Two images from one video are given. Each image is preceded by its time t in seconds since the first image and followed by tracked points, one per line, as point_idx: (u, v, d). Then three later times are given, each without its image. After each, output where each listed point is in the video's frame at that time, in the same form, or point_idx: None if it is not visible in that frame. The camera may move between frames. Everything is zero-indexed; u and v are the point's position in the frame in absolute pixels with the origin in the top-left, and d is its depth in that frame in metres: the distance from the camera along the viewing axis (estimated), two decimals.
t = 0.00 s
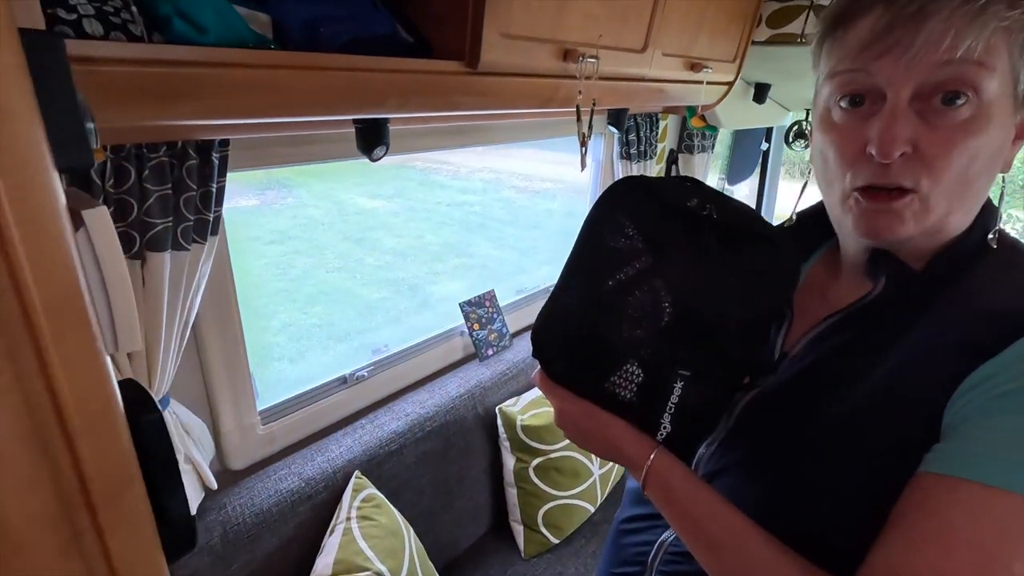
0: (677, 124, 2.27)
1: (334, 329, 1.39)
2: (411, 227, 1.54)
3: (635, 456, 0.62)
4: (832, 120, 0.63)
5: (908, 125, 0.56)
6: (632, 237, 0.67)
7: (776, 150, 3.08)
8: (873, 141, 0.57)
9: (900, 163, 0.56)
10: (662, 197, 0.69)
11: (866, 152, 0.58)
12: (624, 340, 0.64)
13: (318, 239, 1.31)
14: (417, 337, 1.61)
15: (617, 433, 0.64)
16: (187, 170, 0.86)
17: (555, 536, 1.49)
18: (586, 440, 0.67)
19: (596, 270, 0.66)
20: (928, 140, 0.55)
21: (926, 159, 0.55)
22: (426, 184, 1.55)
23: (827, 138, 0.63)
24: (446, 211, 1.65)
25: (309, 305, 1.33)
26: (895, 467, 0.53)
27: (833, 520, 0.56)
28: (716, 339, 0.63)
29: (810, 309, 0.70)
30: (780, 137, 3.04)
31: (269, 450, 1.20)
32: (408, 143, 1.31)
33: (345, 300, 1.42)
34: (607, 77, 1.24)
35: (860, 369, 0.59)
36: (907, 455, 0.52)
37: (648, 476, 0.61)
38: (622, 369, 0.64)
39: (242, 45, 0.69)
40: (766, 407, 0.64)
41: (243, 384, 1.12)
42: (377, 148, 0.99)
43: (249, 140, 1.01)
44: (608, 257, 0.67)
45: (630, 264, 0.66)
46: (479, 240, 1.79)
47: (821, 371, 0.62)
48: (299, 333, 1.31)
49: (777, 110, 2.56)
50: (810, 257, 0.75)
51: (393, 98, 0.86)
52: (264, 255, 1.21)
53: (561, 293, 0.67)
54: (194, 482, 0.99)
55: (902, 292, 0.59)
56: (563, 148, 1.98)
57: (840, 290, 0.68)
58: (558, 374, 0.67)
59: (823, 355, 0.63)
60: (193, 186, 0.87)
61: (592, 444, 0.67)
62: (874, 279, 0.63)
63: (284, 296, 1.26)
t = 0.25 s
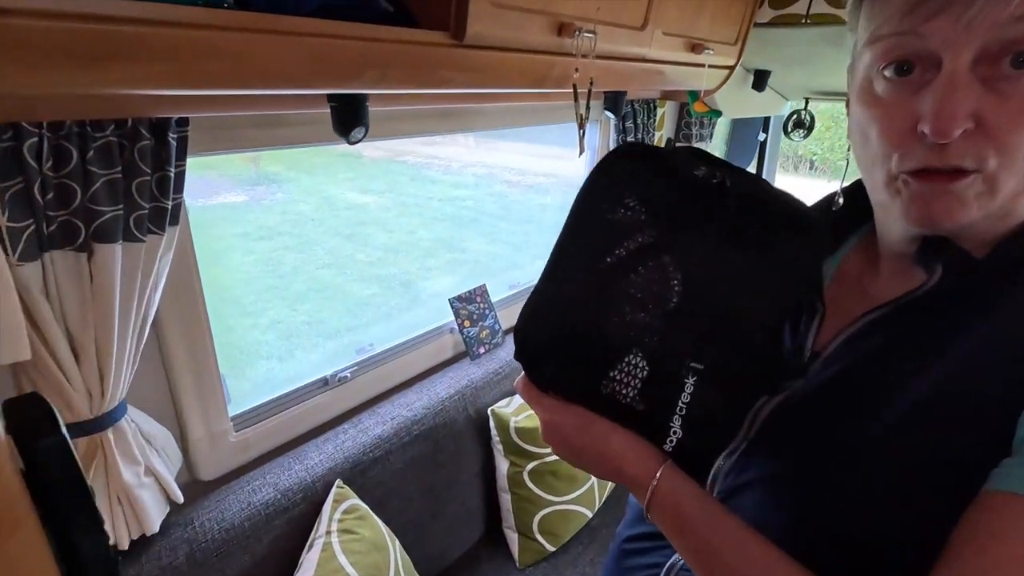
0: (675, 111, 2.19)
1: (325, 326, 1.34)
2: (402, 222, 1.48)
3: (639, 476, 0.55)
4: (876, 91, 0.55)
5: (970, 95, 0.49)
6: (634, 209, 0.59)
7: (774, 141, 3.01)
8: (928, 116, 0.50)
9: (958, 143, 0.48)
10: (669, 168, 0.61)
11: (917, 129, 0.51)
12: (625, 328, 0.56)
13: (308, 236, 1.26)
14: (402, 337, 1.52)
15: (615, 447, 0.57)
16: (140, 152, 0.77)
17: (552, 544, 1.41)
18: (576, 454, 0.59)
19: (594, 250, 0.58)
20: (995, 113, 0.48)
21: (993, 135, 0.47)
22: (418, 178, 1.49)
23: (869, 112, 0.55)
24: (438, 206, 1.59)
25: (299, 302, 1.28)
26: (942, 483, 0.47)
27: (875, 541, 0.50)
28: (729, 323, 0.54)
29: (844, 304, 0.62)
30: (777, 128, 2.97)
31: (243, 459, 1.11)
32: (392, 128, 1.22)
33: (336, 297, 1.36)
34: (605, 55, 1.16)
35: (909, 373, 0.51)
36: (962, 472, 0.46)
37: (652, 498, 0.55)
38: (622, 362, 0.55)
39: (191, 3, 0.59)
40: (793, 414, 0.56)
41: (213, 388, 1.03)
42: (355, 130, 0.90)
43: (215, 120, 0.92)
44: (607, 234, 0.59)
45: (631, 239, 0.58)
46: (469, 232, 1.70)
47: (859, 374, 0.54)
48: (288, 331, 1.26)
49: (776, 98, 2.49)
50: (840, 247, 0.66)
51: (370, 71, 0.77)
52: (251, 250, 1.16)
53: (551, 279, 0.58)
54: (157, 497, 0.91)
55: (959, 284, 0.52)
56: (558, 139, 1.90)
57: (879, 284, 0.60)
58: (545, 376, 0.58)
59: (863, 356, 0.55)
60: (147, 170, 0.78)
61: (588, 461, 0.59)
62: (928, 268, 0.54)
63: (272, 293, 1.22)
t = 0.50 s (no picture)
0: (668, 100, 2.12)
1: (314, 325, 1.28)
2: (392, 219, 1.43)
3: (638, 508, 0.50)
4: (911, 46, 0.47)
5: None
6: (615, 190, 0.49)
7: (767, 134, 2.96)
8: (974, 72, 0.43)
9: (1012, 101, 0.41)
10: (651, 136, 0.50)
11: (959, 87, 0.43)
12: (616, 336, 0.48)
13: (296, 233, 1.21)
14: (388, 337, 1.44)
15: (610, 470, 0.51)
16: (80, 135, 0.69)
17: (544, 553, 1.35)
18: (568, 477, 0.53)
19: (569, 244, 0.48)
20: None
21: None
22: (409, 176, 1.44)
23: (900, 71, 0.48)
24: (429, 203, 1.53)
25: (286, 300, 1.22)
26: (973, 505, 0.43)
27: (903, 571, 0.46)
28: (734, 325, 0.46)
29: (870, 301, 0.56)
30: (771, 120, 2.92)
31: (212, 472, 1.03)
32: (370, 114, 1.15)
33: (326, 296, 1.31)
34: (596, 36, 1.09)
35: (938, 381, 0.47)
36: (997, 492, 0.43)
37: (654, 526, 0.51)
38: (613, 376, 0.48)
39: None
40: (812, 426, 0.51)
41: (175, 395, 0.95)
42: (325, 113, 0.83)
43: (169, 101, 0.84)
44: (585, 223, 0.48)
45: (616, 228, 0.48)
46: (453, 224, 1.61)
47: (890, 381, 0.49)
48: (275, 330, 1.20)
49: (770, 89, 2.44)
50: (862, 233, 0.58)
51: (337, 45, 0.69)
52: (237, 248, 1.11)
53: (523, 283, 0.48)
54: (112, 515, 0.83)
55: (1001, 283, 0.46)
56: (549, 134, 1.83)
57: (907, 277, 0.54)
58: (528, 395, 0.50)
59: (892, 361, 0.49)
60: (88, 156, 0.70)
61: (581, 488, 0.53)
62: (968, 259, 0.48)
63: (259, 291, 1.16)
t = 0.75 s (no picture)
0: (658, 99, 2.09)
1: (304, 328, 1.24)
2: (382, 220, 1.38)
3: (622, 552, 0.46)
4: (923, 33, 0.43)
5: None
6: (601, 196, 0.44)
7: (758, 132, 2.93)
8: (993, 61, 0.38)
9: None
10: (644, 132, 0.44)
11: (977, 77, 0.39)
12: (600, 359, 0.44)
13: (284, 234, 1.17)
14: (376, 342, 1.39)
15: (591, 508, 0.47)
16: (25, 136, 0.63)
17: (535, 567, 1.30)
18: (545, 515, 0.49)
19: (550, 258, 0.44)
20: None
21: None
22: (397, 174, 1.39)
23: (910, 62, 0.43)
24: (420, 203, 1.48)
25: (274, 301, 1.18)
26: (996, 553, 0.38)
27: None
28: (729, 349, 0.42)
29: (874, 314, 0.50)
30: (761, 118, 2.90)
31: (183, 490, 0.98)
32: (348, 113, 1.10)
33: (316, 299, 1.26)
34: (585, 31, 1.05)
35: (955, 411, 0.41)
36: None
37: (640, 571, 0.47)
38: (596, 405, 0.44)
39: None
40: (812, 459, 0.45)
41: (141, 411, 0.90)
42: (297, 111, 0.77)
43: (128, 99, 0.79)
44: (567, 234, 0.44)
45: (601, 238, 0.44)
46: (442, 223, 1.56)
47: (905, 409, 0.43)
48: (263, 332, 1.17)
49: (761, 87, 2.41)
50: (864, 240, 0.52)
51: (304, 38, 0.64)
52: (225, 250, 1.07)
53: (499, 301, 0.44)
54: (71, 542, 0.77)
55: None
56: (538, 133, 1.78)
57: (913, 288, 0.48)
58: (504, 423, 0.46)
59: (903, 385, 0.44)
60: (36, 158, 0.65)
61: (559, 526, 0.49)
62: (987, 270, 0.42)
63: (246, 293, 1.12)
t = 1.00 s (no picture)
0: (644, 103, 2.09)
1: (292, 332, 1.23)
2: (371, 224, 1.37)
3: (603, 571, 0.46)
4: (894, 44, 0.42)
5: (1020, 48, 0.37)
6: (575, 209, 0.43)
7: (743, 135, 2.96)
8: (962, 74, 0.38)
9: (1006, 108, 0.36)
10: (621, 144, 0.42)
11: (946, 90, 0.38)
12: (577, 377, 0.43)
13: (271, 239, 1.16)
14: (365, 348, 1.37)
15: (567, 526, 0.46)
16: None
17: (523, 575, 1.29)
18: (522, 535, 0.48)
19: (523, 274, 0.42)
20: None
21: None
22: (385, 178, 1.38)
23: (881, 73, 0.42)
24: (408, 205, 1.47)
25: (259, 307, 1.17)
26: None
27: None
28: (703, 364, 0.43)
29: (855, 326, 0.49)
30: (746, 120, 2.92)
31: (164, 504, 0.96)
32: (331, 118, 1.09)
33: (303, 305, 1.25)
34: (568, 37, 1.04)
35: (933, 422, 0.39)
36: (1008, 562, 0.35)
37: None
38: (573, 424, 0.43)
39: None
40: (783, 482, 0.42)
41: (121, 425, 0.88)
42: (276, 119, 0.76)
43: (101, 106, 0.77)
44: (541, 249, 0.43)
45: (576, 253, 0.43)
46: (429, 227, 1.55)
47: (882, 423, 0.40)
48: (248, 339, 1.15)
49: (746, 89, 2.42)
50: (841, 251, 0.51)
51: (281, 45, 0.63)
52: (210, 255, 1.05)
53: (471, 319, 0.43)
54: (45, 562, 0.75)
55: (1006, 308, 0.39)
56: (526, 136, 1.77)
57: (895, 299, 0.47)
58: (478, 442, 0.45)
59: (878, 397, 0.41)
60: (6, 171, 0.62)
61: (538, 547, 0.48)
62: (965, 281, 0.40)
63: (230, 300, 1.10)
